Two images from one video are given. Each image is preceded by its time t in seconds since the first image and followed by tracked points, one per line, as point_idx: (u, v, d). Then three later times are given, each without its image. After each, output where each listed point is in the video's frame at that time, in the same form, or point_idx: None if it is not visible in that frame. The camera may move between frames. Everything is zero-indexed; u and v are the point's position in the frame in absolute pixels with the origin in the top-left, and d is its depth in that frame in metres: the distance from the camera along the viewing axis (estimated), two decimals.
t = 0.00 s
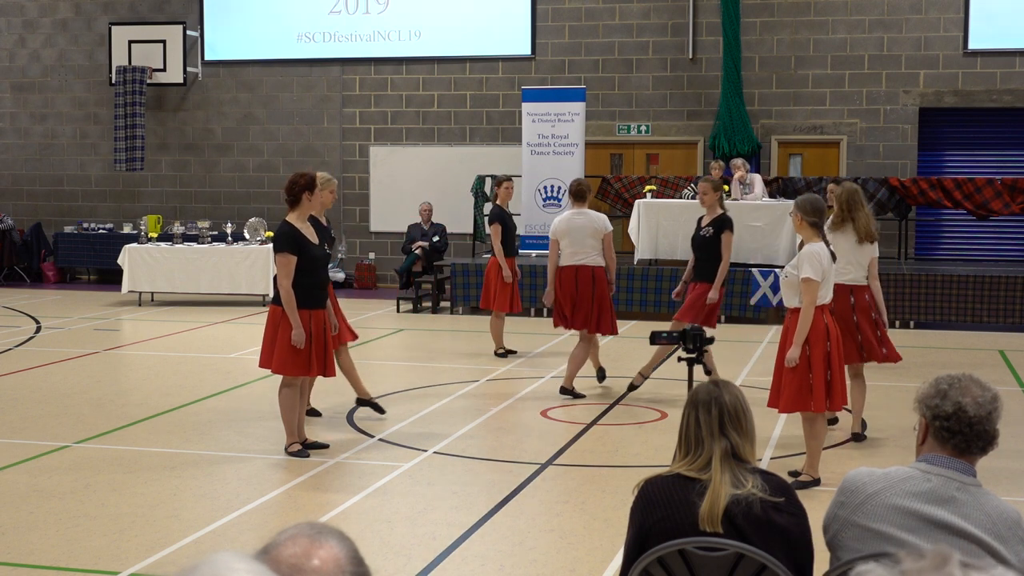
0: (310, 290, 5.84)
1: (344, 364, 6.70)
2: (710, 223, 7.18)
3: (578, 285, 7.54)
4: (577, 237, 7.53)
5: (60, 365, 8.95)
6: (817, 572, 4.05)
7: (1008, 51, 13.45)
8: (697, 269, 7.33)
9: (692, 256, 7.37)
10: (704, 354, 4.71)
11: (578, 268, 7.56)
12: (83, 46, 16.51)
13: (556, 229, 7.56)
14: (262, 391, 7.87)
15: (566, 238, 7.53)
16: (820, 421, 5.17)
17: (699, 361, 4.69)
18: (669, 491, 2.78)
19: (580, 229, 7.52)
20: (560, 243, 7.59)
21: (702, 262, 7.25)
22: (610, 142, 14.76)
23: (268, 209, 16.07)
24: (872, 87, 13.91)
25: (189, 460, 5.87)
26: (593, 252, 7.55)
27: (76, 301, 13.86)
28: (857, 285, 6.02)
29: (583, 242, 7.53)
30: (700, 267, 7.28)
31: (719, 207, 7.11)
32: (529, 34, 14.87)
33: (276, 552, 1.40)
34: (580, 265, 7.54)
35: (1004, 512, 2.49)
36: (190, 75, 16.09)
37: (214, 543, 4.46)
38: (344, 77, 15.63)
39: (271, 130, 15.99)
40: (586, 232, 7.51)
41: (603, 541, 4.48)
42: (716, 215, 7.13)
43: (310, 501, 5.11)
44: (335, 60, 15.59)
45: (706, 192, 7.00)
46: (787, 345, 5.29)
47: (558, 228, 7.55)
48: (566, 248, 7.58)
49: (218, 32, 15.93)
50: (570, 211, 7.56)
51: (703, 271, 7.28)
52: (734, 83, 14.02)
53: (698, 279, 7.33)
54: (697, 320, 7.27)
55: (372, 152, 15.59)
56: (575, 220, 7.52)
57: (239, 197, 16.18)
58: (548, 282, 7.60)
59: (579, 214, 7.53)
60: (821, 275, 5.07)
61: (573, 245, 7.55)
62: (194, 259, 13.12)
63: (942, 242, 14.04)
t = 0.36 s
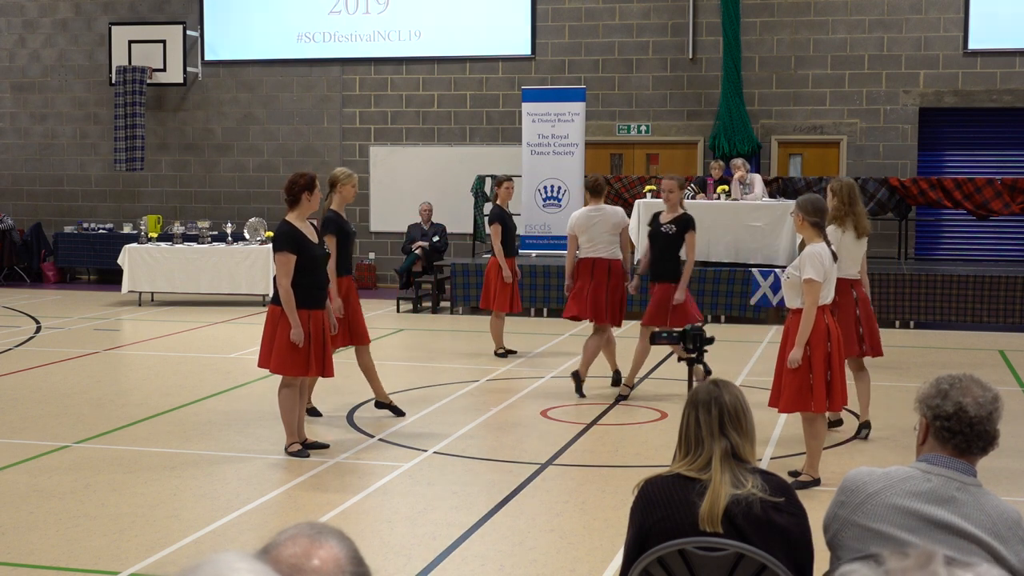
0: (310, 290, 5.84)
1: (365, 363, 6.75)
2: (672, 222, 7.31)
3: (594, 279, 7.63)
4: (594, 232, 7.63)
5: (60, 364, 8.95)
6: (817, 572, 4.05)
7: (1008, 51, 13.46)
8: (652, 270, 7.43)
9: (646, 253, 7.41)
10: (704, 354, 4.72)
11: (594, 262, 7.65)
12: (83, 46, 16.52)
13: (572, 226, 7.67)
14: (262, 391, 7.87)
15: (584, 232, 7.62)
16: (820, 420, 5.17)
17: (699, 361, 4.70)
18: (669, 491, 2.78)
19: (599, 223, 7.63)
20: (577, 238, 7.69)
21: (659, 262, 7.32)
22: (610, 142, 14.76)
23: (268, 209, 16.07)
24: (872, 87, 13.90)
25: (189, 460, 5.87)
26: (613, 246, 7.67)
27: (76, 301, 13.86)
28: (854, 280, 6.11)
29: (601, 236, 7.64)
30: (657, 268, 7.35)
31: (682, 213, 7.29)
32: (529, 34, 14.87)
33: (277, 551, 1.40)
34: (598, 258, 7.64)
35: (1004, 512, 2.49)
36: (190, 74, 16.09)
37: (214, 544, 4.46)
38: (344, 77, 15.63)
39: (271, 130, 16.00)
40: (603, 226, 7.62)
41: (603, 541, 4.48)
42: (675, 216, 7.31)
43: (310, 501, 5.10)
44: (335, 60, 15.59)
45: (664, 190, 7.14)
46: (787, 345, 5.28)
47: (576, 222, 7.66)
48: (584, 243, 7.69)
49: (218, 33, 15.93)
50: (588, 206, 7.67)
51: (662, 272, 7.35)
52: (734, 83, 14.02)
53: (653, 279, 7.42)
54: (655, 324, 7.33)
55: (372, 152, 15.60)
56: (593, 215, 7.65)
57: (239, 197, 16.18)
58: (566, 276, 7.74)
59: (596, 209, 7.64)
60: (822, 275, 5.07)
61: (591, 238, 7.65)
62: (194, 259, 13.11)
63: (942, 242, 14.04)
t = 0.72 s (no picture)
0: (310, 289, 5.84)
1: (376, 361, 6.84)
2: (650, 216, 7.48)
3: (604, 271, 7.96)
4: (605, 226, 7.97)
5: (60, 364, 8.95)
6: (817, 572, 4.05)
7: (1008, 52, 13.45)
8: (628, 265, 7.47)
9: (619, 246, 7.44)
10: (704, 354, 4.71)
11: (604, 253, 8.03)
12: (83, 46, 16.52)
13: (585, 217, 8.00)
14: (262, 391, 7.87)
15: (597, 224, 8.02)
16: (821, 420, 5.17)
17: (699, 361, 4.69)
18: (668, 491, 2.78)
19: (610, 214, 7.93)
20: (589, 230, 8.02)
21: (644, 256, 7.45)
22: (610, 142, 14.76)
23: (268, 209, 16.08)
24: (872, 87, 13.90)
25: (189, 460, 5.87)
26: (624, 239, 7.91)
27: (76, 301, 13.86)
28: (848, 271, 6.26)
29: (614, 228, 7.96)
30: (640, 262, 7.45)
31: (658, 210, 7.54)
32: (529, 34, 14.86)
33: (277, 552, 1.39)
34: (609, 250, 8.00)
35: (1004, 512, 2.49)
36: (190, 75, 16.09)
37: (214, 544, 4.46)
38: (344, 77, 15.63)
39: (271, 130, 16.00)
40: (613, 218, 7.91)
41: (604, 541, 4.48)
42: (645, 211, 7.50)
43: (310, 501, 5.10)
44: (335, 60, 15.59)
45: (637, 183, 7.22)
46: (788, 345, 5.28)
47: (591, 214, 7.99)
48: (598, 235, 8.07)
49: (218, 33, 15.92)
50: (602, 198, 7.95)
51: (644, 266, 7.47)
52: (734, 83, 14.03)
53: (630, 275, 7.48)
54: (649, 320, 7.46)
55: (372, 152, 15.60)
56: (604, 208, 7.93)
57: (239, 197, 16.18)
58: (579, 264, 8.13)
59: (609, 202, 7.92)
60: (824, 275, 5.07)
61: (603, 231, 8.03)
62: (194, 259, 13.11)
63: (942, 242, 14.04)
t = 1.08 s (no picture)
0: (309, 290, 5.84)
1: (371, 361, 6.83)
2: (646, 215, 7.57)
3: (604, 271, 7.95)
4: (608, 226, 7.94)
5: (60, 364, 8.95)
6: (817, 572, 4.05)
7: (1008, 52, 13.45)
8: (635, 264, 7.50)
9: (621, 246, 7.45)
10: (704, 354, 4.71)
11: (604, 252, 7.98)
12: (83, 46, 16.51)
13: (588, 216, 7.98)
14: (262, 391, 7.87)
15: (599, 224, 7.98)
16: (821, 421, 5.17)
17: (699, 361, 4.69)
18: (669, 491, 2.78)
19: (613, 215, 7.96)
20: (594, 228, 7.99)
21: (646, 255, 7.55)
22: (610, 142, 14.76)
23: (268, 209, 16.08)
24: (872, 87, 13.90)
25: (189, 460, 5.87)
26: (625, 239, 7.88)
27: (76, 301, 13.85)
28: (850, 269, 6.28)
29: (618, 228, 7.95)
30: (641, 262, 7.51)
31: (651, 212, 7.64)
32: (529, 34, 14.86)
33: (277, 551, 1.40)
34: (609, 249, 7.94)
35: (1004, 512, 2.49)
36: (190, 74, 16.08)
37: (215, 544, 4.46)
38: (344, 77, 15.63)
39: (271, 130, 16.00)
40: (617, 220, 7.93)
41: (603, 541, 4.48)
42: (640, 211, 7.54)
43: (310, 501, 5.10)
44: (335, 60, 15.59)
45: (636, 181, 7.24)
46: (788, 345, 5.28)
47: (592, 214, 7.98)
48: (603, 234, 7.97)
49: (218, 33, 15.92)
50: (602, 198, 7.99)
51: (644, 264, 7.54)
52: (734, 83, 14.03)
53: (636, 274, 7.50)
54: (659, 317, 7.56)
55: (372, 152, 15.62)
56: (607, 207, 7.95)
57: (239, 197, 16.18)
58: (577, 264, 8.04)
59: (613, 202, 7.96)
60: (825, 275, 5.08)
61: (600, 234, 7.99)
62: (194, 259, 13.11)
63: (942, 242, 14.04)
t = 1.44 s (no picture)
0: (309, 290, 5.84)
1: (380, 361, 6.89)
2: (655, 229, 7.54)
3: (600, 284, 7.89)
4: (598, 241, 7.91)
5: (60, 365, 8.95)
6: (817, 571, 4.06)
7: (1008, 51, 13.45)
8: (645, 277, 7.50)
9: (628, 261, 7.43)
10: (704, 354, 4.71)
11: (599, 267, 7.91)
12: (83, 46, 16.51)
13: (578, 232, 7.94)
14: (262, 391, 7.87)
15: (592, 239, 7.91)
16: (821, 421, 5.17)
17: (699, 361, 4.69)
18: (669, 491, 2.78)
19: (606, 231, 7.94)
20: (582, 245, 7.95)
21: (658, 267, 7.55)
22: (610, 142, 14.76)
23: (268, 209, 16.08)
24: (872, 87, 13.90)
25: (189, 460, 5.87)
26: (617, 253, 7.86)
27: (76, 301, 13.85)
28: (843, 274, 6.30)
29: (608, 245, 7.93)
30: (650, 274, 7.51)
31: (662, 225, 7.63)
32: (529, 34, 14.87)
33: (276, 551, 1.40)
34: (598, 265, 7.90)
35: (1004, 512, 2.49)
36: (190, 74, 16.08)
37: (214, 543, 4.46)
38: (344, 77, 15.63)
39: (271, 130, 16.00)
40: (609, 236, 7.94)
41: (604, 541, 4.48)
42: (650, 225, 7.54)
43: (310, 501, 5.10)
44: (335, 60, 15.59)
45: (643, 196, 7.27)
46: (788, 345, 5.28)
47: (579, 231, 7.94)
48: (592, 251, 7.90)
49: (218, 33, 15.92)
50: (589, 213, 7.96)
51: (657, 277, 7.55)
52: (734, 83, 14.03)
53: (646, 287, 7.51)
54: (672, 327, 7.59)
55: (372, 152, 15.61)
56: (597, 223, 7.93)
57: (239, 197, 16.18)
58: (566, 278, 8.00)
59: (601, 218, 7.95)
60: (825, 275, 5.08)
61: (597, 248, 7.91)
62: (194, 259, 13.11)
63: (942, 242, 14.04)
